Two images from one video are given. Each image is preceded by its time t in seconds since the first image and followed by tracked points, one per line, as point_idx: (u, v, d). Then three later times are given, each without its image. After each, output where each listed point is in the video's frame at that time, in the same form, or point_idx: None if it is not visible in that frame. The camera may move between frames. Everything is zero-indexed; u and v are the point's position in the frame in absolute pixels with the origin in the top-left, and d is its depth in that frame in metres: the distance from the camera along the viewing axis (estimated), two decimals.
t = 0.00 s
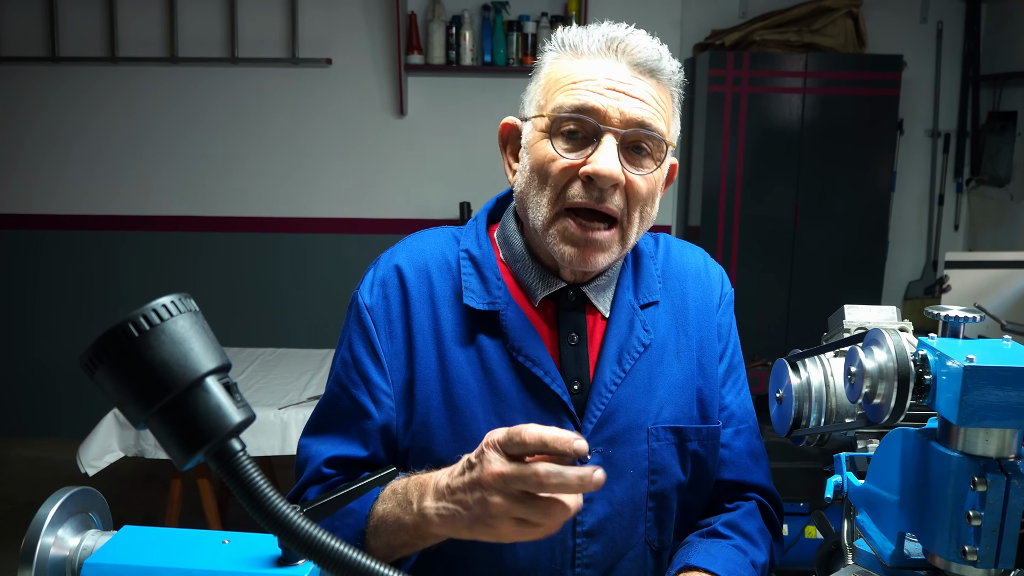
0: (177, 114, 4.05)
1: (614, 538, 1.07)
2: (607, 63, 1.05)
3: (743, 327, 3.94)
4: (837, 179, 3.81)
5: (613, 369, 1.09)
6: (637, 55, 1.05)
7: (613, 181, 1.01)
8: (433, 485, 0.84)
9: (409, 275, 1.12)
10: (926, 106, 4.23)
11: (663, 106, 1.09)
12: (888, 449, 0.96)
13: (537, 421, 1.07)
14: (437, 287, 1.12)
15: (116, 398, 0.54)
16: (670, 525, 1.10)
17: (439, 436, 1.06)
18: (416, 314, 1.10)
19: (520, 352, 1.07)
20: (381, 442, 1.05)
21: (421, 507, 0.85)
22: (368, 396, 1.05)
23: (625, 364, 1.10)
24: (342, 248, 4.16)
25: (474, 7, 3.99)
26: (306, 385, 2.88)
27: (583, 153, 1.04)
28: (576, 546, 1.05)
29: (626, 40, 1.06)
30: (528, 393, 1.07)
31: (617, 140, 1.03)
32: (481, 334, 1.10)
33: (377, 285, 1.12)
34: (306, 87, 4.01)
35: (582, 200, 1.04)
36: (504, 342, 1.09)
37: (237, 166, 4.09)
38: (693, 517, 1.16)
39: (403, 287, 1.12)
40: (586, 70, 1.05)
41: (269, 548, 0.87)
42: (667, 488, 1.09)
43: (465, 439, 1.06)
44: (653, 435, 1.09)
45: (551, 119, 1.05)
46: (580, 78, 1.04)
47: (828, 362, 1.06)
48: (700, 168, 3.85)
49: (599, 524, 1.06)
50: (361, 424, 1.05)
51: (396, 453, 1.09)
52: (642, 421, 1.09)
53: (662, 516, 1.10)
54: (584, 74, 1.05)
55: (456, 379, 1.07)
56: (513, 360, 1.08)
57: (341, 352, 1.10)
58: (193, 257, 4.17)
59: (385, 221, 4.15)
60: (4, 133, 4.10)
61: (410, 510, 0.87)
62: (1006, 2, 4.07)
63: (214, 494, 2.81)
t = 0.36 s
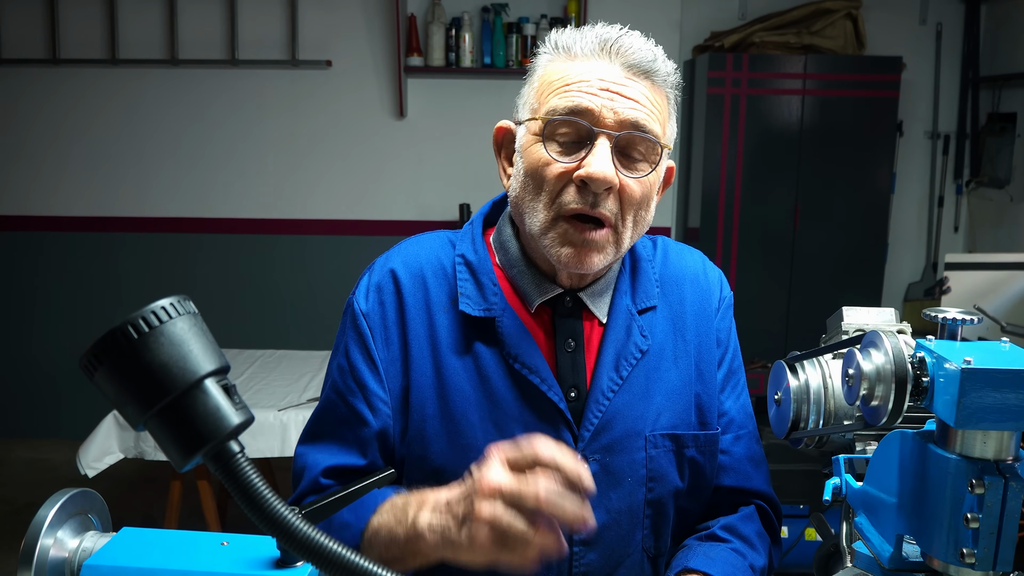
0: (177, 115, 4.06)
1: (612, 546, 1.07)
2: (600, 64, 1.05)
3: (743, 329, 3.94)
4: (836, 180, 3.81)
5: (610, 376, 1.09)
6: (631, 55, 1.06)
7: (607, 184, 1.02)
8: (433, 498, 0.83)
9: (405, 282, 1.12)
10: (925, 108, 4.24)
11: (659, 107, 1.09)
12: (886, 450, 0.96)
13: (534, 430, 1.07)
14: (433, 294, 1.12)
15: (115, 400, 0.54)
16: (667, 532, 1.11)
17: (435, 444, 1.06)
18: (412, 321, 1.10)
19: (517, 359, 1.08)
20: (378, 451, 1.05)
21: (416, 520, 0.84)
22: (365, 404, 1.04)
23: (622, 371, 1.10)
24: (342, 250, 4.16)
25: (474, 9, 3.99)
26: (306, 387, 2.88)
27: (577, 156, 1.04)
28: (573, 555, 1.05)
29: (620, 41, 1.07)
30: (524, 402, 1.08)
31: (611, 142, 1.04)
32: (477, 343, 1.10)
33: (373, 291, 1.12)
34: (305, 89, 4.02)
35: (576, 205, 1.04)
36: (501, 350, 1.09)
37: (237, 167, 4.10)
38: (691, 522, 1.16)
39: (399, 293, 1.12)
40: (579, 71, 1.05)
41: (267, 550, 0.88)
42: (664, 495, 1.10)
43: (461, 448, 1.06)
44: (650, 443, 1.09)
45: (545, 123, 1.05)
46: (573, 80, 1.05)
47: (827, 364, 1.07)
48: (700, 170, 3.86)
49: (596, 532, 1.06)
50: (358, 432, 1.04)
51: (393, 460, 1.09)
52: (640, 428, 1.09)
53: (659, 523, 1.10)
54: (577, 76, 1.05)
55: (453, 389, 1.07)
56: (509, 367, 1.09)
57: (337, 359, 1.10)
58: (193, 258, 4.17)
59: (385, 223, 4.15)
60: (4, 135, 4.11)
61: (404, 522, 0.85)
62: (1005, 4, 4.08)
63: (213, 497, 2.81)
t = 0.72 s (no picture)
0: (177, 119, 4.06)
1: (609, 553, 1.07)
2: (589, 65, 1.06)
3: (743, 332, 3.94)
4: (836, 184, 3.82)
5: (606, 383, 1.09)
6: (620, 55, 1.06)
7: (598, 184, 1.02)
8: (435, 540, 0.90)
9: (398, 290, 1.12)
10: (925, 111, 4.24)
11: (650, 107, 1.09)
12: (884, 453, 0.96)
13: (530, 438, 1.07)
14: (427, 301, 1.13)
15: (112, 404, 0.54)
16: (664, 538, 1.11)
17: (430, 453, 1.07)
18: (406, 330, 1.10)
19: (512, 367, 1.08)
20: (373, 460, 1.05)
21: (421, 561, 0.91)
22: (360, 414, 1.05)
23: (619, 377, 1.10)
24: (342, 254, 4.17)
25: (474, 13, 4.00)
26: (306, 390, 2.88)
27: (567, 157, 1.05)
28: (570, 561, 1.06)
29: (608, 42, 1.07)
30: (520, 410, 1.07)
31: (601, 143, 1.04)
32: (472, 352, 1.10)
33: (366, 300, 1.12)
34: (306, 93, 4.03)
35: (568, 205, 1.04)
36: (496, 358, 1.10)
37: (237, 171, 4.10)
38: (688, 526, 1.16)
39: (393, 302, 1.12)
40: (568, 73, 1.06)
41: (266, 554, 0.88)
42: (661, 501, 1.10)
43: (457, 456, 1.06)
44: (647, 449, 1.09)
45: (534, 125, 1.06)
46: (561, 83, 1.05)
47: (825, 367, 1.07)
48: (699, 173, 3.86)
49: (594, 539, 1.06)
50: (354, 442, 1.04)
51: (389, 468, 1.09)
52: (636, 434, 1.09)
53: (656, 529, 1.10)
54: (566, 78, 1.05)
55: (447, 399, 1.08)
56: (504, 375, 1.09)
57: (333, 368, 1.10)
58: (193, 262, 4.17)
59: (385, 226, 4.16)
60: (4, 138, 4.11)
61: (407, 565, 0.93)
62: (1004, 8, 4.09)
63: (213, 500, 2.81)
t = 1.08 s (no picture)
0: (177, 119, 4.07)
1: (608, 550, 1.07)
2: (578, 65, 1.06)
3: (743, 332, 3.94)
4: (836, 184, 3.82)
5: (604, 379, 1.09)
6: (609, 54, 1.06)
7: (583, 184, 1.02)
8: (408, 512, 0.89)
9: (395, 287, 1.13)
10: (925, 110, 4.24)
11: (641, 105, 1.09)
12: (884, 450, 0.96)
13: (527, 435, 1.07)
14: (424, 299, 1.13)
15: (109, 403, 0.54)
16: (663, 535, 1.11)
17: (428, 450, 1.07)
18: (403, 327, 1.10)
19: (509, 364, 1.07)
20: (364, 455, 1.05)
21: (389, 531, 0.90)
22: (354, 410, 1.05)
23: (617, 373, 1.10)
24: (342, 254, 4.17)
25: (474, 13, 4.00)
26: (306, 390, 2.88)
27: (554, 157, 1.05)
28: (569, 558, 1.05)
29: (597, 41, 1.07)
30: (517, 407, 1.07)
31: (588, 143, 1.04)
32: (469, 349, 1.10)
33: (363, 297, 1.12)
34: (305, 93, 4.03)
35: (553, 206, 1.04)
36: (493, 355, 1.09)
37: (236, 171, 4.10)
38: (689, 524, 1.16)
39: (389, 299, 1.13)
40: (557, 73, 1.06)
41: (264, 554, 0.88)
42: (660, 498, 1.10)
43: (453, 453, 1.06)
44: (646, 445, 1.09)
45: (522, 125, 1.06)
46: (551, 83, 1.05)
47: (825, 365, 1.07)
48: (699, 173, 3.86)
49: (592, 536, 1.06)
50: (347, 438, 1.05)
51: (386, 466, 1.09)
52: (635, 431, 1.09)
53: (654, 526, 1.10)
54: (555, 78, 1.05)
55: (445, 396, 1.07)
56: (502, 372, 1.09)
57: (329, 365, 1.10)
58: (192, 262, 4.17)
59: (385, 226, 4.16)
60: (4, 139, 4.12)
61: (378, 533, 0.92)
62: (1005, 7, 4.09)
63: (213, 500, 2.81)
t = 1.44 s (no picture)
0: (177, 115, 4.06)
1: (611, 548, 1.07)
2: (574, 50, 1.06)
3: (744, 327, 3.94)
4: (838, 179, 3.81)
5: (608, 376, 1.09)
6: (606, 38, 1.06)
7: (580, 166, 1.01)
8: (422, 532, 0.89)
9: (396, 284, 1.12)
10: (928, 104, 4.22)
11: (639, 89, 1.09)
12: (888, 444, 0.96)
13: (531, 433, 1.06)
14: (425, 295, 1.12)
15: (110, 398, 0.54)
16: (666, 533, 1.10)
17: (430, 448, 1.06)
18: (404, 324, 1.10)
19: (512, 361, 1.07)
20: (365, 454, 1.05)
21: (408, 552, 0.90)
22: (355, 409, 1.05)
23: (620, 370, 1.10)
24: (343, 250, 4.16)
25: (475, 7, 3.98)
26: (308, 386, 2.88)
27: (551, 141, 1.04)
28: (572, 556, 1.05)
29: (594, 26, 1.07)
30: (520, 404, 1.07)
31: (585, 125, 1.03)
32: (472, 346, 1.10)
33: (364, 294, 1.12)
34: (306, 88, 4.02)
35: (552, 189, 1.03)
36: (495, 351, 1.09)
37: (237, 167, 4.10)
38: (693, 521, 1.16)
39: (390, 297, 1.12)
40: (553, 58, 1.06)
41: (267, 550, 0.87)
42: (664, 495, 1.09)
43: (456, 451, 1.06)
44: (650, 443, 1.08)
45: (519, 111, 1.05)
46: (547, 69, 1.05)
47: (827, 360, 1.06)
48: (701, 169, 3.85)
49: (595, 534, 1.06)
50: (348, 436, 1.04)
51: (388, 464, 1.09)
52: (639, 428, 1.08)
53: (658, 524, 1.10)
54: (551, 63, 1.05)
55: (447, 395, 1.07)
56: (505, 369, 1.08)
57: (330, 362, 1.10)
58: (194, 258, 4.17)
59: (386, 222, 4.15)
60: (5, 136, 4.11)
61: (396, 555, 0.92)
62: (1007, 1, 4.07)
63: (215, 496, 2.81)
